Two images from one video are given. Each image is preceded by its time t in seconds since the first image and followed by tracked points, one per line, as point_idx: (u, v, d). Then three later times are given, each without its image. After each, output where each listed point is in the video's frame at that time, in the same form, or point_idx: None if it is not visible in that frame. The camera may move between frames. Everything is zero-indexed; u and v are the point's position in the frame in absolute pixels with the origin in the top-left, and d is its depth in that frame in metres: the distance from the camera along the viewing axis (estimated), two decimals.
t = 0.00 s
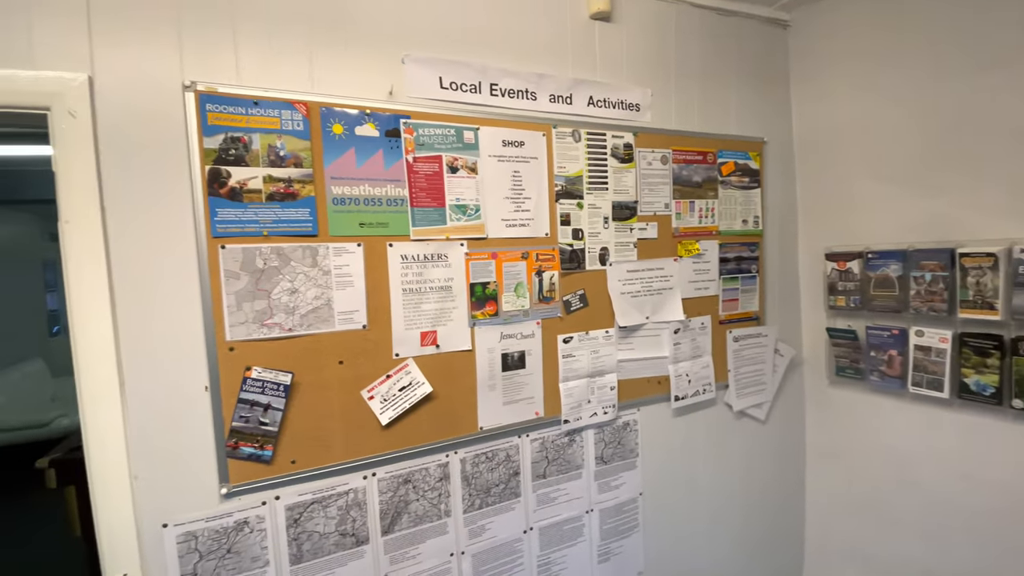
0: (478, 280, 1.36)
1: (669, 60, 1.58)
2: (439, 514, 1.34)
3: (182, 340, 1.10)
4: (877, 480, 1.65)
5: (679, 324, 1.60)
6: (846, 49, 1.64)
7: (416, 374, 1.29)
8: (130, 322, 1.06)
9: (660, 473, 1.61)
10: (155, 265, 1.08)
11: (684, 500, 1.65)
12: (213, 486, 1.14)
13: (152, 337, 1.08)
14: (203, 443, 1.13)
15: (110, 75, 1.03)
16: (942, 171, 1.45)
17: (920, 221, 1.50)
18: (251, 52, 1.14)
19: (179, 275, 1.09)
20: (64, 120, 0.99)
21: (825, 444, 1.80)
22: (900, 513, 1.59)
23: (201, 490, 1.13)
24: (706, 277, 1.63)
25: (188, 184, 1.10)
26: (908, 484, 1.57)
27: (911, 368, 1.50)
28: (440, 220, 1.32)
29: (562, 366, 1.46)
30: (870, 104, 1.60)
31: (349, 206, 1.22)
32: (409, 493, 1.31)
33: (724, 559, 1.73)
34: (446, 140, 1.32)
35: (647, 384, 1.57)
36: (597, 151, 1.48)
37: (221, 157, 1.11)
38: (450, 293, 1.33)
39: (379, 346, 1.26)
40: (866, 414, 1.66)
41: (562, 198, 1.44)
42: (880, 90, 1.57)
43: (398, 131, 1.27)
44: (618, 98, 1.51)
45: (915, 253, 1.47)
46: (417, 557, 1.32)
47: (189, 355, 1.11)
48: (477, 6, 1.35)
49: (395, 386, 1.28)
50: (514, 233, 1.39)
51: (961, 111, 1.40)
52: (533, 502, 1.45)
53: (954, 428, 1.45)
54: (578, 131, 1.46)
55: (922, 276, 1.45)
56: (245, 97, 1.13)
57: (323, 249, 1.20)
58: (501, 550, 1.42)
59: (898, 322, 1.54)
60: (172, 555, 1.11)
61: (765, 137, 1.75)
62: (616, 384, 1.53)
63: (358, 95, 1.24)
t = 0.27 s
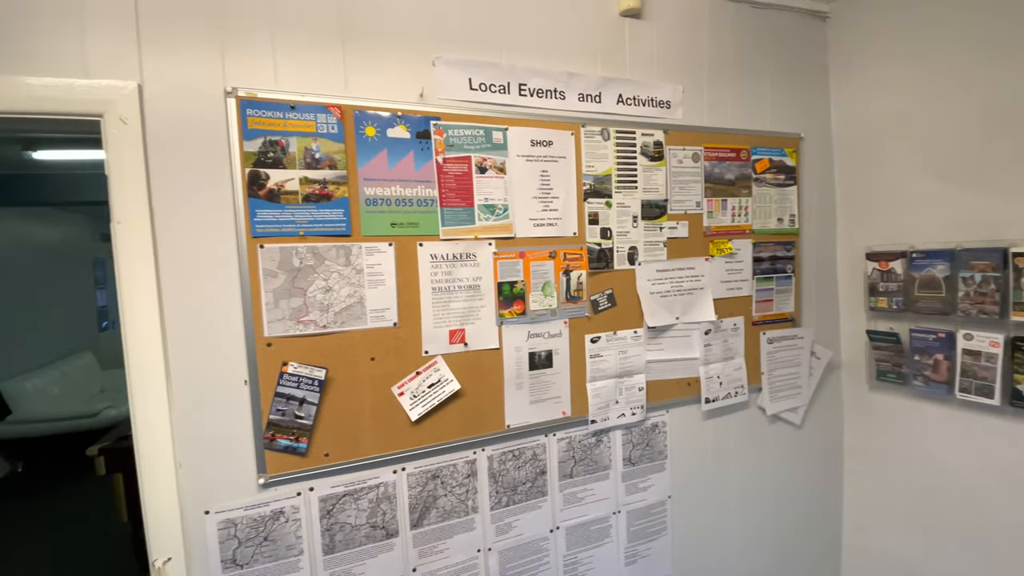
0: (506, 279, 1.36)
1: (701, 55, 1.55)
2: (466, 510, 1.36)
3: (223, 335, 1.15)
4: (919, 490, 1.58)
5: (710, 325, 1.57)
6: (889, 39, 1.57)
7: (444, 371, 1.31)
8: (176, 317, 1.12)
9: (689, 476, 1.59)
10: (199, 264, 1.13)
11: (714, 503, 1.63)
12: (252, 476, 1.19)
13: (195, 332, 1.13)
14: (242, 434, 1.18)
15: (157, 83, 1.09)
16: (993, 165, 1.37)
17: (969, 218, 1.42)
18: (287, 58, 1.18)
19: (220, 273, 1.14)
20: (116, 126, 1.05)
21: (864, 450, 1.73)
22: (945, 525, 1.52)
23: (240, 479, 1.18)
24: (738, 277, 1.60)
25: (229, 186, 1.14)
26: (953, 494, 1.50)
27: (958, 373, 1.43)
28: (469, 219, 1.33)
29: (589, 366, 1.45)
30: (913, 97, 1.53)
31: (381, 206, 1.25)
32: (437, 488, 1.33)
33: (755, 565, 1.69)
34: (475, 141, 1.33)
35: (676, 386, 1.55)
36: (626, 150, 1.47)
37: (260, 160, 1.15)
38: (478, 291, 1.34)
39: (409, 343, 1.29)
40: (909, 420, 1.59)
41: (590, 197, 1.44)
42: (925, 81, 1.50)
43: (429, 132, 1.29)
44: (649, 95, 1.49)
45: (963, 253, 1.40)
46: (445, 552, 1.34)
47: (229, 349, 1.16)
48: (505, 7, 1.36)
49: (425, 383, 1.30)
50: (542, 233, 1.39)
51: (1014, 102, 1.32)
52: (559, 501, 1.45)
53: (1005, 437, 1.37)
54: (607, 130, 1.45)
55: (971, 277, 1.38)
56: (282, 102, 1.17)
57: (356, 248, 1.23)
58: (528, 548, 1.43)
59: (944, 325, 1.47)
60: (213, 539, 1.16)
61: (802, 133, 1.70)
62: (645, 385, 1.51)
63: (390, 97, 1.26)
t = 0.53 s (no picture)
0: (541, 275, 1.37)
1: (744, 45, 1.50)
2: (500, 502, 1.38)
3: (271, 327, 1.21)
4: (978, 500, 1.49)
5: (752, 323, 1.52)
6: (949, 20, 1.48)
7: (480, 365, 1.33)
8: (226, 310, 1.18)
9: (727, 478, 1.56)
10: (249, 258, 1.18)
11: (753, 504, 1.59)
12: (297, 462, 1.24)
13: (246, 323, 1.19)
14: (288, 421, 1.23)
15: (209, 87, 1.15)
16: None
17: None
18: (329, 60, 1.22)
19: (269, 267, 1.20)
20: (173, 128, 1.12)
21: (917, 456, 1.65)
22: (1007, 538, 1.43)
23: (286, 465, 1.24)
24: (782, 273, 1.54)
25: (276, 184, 1.19)
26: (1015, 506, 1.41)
27: None
28: (504, 216, 1.34)
29: (625, 363, 1.44)
30: (975, 81, 1.43)
31: (420, 203, 1.28)
32: (472, 480, 1.36)
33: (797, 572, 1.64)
34: (512, 137, 1.34)
35: (715, 385, 1.52)
36: (665, 143, 1.44)
37: (305, 159, 1.20)
38: (513, 287, 1.35)
39: (446, 337, 1.31)
40: (967, 426, 1.50)
41: (627, 191, 1.42)
42: (989, 63, 1.40)
43: (466, 129, 1.31)
44: (689, 87, 1.46)
45: None
46: (479, 543, 1.37)
47: (276, 341, 1.21)
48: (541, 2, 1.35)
49: (461, 376, 1.32)
50: (577, 228, 1.39)
51: None
52: (594, 498, 1.45)
53: None
54: (645, 123, 1.43)
55: None
56: (326, 102, 1.21)
57: (396, 244, 1.27)
58: (562, 543, 1.44)
59: (1009, 326, 1.38)
60: (261, 521, 1.22)
61: (852, 123, 1.62)
62: (682, 384, 1.49)
63: (429, 95, 1.29)
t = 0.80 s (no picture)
0: (596, 268, 1.36)
1: (816, 25, 1.42)
2: (553, 493, 1.40)
3: (338, 316, 1.28)
4: None
5: (821, 320, 1.45)
6: None
7: (534, 357, 1.35)
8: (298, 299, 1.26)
9: (791, 482, 1.50)
10: (319, 250, 1.26)
11: (817, 512, 1.52)
12: (361, 443, 1.31)
13: (315, 312, 1.27)
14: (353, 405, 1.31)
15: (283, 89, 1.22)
16: None
17: None
18: (392, 60, 1.26)
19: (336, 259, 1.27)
20: (252, 129, 1.21)
21: (1008, 468, 1.52)
22: None
23: (351, 445, 1.31)
24: (856, 267, 1.45)
25: (343, 180, 1.26)
26: None
27: None
28: (560, 208, 1.34)
29: (682, 358, 1.41)
30: None
31: (478, 197, 1.30)
32: (526, 469, 1.39)
33: None
34: (569, 130, 1.34)
35: (780, 384, 1.46)
36: (727, 132, 1.39)
37: (371, 156, 1.26)
38: (568, 280, 1.36)
39: (501, 328, 1.34)
40: None
41: (687, 182, 1.38)
42: None
43: (523, 123, 1.32)
44: (755, 72, 1.40)
45: None
46: (533, 531, 1.40)
47: (343, 328, 1.29)
48: None
49: (516, 366, 1.35)
50: (634, 221, 1.37)
51: None
52: (648, 495, 1.44)
53: None
54: (707, 111, 1.38)
55: None
56: (391, 101, 1.26)
57: (454, 237, 1.30)
58: (614, 538, 1.44)
59: None
60: (327, 497, 1.31)
61: (939, 105, 1.49)
62: (743, 382, 1.44)
63: (487, 90, 1.31)
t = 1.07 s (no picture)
0: (671, 257, 1.34)
1: None
2: (623, 483, 1.42)
3: (418, 302, 1.35)
4: None
5: (923, 315, 1.35)
6: None
7: (605, 346, 1.35)
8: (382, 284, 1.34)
9: (879, 487, 1.43)
10: (401, 239, 1.33)
11: (906, 519, 1.44)
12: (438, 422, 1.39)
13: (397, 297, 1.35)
14: (431, 386, 1.38)
15: (370, 86, 1.30)
16: None
17: None
18: (471, 53, 1.30)
19: (417, 248, 1.34)
20: (343, 123, 1.29)
21: None
22: None
23: (430, 423, 1.39)
24: (964, 258, 1.34)
25: (424, 172, 1.32)
26: None
27: None
28: (634, 195, 1.33)
29: (763, 351, 1.36)
30: None
31: (552, 186, 1.32)
32: (595, 457, 1.41)
33: None
34: (646, 115, 1.32)
35: (872, 382, 1.37)
36: (818, 112, 1.31)
37: (451, 148, 1.31)
38: (641, 269, 1.34)
39: (573, 317, 1.35)
40: None
41: (771, 166, 1.32)
42: None
43: (599, 110, 1.31)
44: (852, 47, 1.30)
45: None
46: (602, 519, 1.43)
47: (422, 313, 1.36)
48: None
49: (587, 355, 1.36)
50: (712, 208, 1.33)
51: None
52: (722, 490, 1.42)
53: None
54: (796, 90, 1.31)
55: None
56: (469, 94, 1.30)
57: (528, 226, 1.33)
58: (685, 532, 1.43)
59: None
60: (407, 470, 1.41)
61: None
62: (831, 379, 1.37)
63: (562, 79, 1.32)
